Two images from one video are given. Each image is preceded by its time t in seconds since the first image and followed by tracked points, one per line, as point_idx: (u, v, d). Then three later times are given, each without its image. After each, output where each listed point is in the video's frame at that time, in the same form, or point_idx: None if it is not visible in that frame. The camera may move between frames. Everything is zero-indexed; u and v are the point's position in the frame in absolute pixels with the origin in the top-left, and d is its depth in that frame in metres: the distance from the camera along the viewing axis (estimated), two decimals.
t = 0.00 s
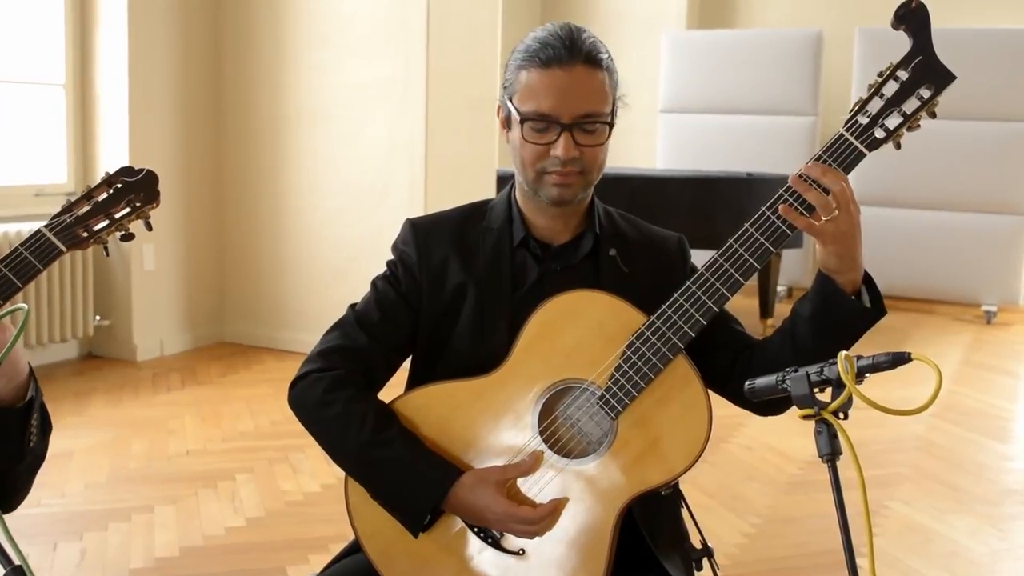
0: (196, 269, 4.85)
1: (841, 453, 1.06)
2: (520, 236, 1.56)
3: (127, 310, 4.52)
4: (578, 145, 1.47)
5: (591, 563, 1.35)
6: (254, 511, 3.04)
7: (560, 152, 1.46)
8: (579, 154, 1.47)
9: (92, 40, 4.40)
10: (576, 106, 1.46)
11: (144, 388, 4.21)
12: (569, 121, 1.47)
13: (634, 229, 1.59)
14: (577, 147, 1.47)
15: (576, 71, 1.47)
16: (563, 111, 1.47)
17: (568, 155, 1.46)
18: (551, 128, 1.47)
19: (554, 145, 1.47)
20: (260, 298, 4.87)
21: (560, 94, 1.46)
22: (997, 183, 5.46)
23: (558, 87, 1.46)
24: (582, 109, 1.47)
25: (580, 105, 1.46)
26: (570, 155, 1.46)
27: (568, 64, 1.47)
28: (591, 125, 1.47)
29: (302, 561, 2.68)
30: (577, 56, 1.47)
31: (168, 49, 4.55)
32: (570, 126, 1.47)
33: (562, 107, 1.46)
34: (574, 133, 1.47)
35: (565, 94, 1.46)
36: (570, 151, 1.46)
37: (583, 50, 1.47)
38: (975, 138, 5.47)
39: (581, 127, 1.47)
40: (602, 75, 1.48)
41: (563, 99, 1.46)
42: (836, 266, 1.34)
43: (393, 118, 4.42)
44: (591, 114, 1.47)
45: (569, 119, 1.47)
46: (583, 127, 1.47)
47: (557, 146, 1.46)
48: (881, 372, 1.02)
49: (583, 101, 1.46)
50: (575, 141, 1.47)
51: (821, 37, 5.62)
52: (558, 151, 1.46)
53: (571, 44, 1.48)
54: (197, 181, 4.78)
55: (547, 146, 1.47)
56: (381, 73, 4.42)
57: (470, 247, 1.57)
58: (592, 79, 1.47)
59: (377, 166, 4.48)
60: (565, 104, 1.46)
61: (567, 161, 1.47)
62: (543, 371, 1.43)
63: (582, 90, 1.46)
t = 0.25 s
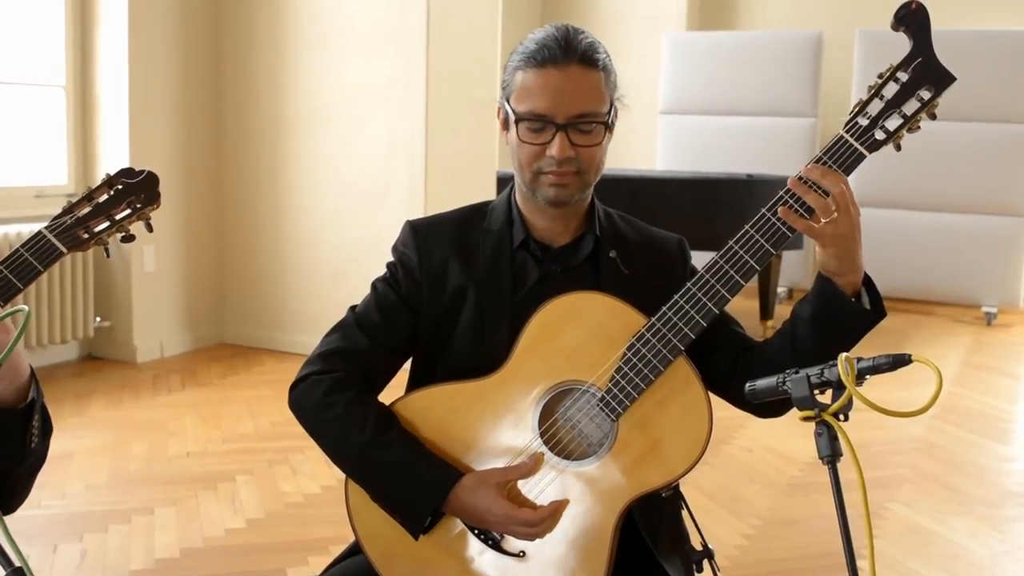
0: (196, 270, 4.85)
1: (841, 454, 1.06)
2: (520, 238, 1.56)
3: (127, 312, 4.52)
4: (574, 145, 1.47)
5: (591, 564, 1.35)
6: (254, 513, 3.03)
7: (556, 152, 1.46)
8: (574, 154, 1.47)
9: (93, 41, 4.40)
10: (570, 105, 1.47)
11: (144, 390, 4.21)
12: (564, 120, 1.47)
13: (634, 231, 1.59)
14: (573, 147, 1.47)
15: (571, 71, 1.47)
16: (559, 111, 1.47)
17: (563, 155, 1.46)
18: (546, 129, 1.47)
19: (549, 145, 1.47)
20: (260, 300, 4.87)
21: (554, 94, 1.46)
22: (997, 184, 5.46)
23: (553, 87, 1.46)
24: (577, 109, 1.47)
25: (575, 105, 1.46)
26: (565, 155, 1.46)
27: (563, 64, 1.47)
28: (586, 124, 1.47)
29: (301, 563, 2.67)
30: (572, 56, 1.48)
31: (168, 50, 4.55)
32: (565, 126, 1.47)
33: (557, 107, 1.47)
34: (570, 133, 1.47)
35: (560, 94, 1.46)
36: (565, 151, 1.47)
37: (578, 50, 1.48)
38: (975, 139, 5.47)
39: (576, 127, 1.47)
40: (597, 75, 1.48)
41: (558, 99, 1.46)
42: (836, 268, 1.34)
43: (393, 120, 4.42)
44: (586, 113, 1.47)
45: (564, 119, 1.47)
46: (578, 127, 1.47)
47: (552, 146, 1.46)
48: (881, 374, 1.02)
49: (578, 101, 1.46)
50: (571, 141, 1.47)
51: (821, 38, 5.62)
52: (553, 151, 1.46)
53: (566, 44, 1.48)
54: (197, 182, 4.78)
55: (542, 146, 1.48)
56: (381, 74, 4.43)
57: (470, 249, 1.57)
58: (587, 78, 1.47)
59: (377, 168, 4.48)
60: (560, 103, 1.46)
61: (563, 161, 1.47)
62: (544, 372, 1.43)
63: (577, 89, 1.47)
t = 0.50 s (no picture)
0: (198, 272, 4.85)
1: (843, 456, 1.06)
2: (522, 239, 1.56)
3: (128, 314, 4.52)
4: (551, 139, 1.48)
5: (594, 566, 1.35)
6: (255, 515, 3.03)
7: (531, 145, 1.48)
8: (552, 148, 1.48)
9: (95, 44, 4.40)
10: (548, 99, 1.48)
11: (146, 392, 4.21)
12: (543, 114, 1.48)
13: (636, 233, 1.59)
14: (549, 140, 1.48)
15: (551, 65, 1.49)
16: (537, 105, 1.48)
17: (539, 149, 1.48)
18: (525, 123, 1.49)
19: (527, 138, 1.49)
20: (261, 302, 4.87)
21: (533, 88, 1.48)
22: (998, 186, 5.46)
23: (531, 81, 1.48)
24: (555, 103, 1.48)
25: (552, 99, 1.48)
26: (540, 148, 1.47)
27: (545, 59, 1.49)
28: (565, 118, 1.48)
29: (303, 565, 2.68)
30: (554, 52, 1.49)
31: (170, 53, 4.56)
32: (542, 120, 1.48)
33: (535, 100, 1.48)
34: (548, 127, 1.48)
35: (537, 87, 1.48)
36: (542, 144, 1.48)
37: (563, 45, 1.49)
38: (976, 141, 5.47)
39: (554, 121, 1.48)
40: (580, 71, 1.49)
41: (536, 92, 1.48)
42: (837, 270, 1.34)
43: (395, 122, 4.42)
44: (565, 108, 1.49)
45: (542, 113, 1.48)
46: (557, 121, 1.49)
47: (529, 139, 1.48)
48: (883, 376, 1.01)
49: (555, 95, 1.48)
50: (547, 135, 1.48)
51: (822, 40, 5.62)
52: (529, 144, 1.48)
53: (550, 40, 1.50)
54: (198, 184, 4.78)
55: (522, 140, 1.49)
56: (382, 76, 4.43)
57: (471, 251, 1.57)
58: (568, 73, 1.49)
59: (378, 169, 4.48)
60: (537, 97, 1.48)
61: (539, 154, 1.48)
62: (545, 374, 1.43)
63: (555, 83, 1.48)
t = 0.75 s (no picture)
0: (198, 275, 4.85)
1: (843, 459, 1.06)
2: (521, 242, 1.56)
3: (128, 316, 4.52)
4: (531, 132, 1.49)
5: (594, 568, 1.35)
6: (255, 518, 3.03)
7: (511, 138, 1.49)
8: (533, 142, 1.48)
9: (95, 47, 4.41)
10: (530, 94, 1.49)
11: (146, 394, 4.21)
12: (525, 108, 1.50)
13: (636, 235, 1.59)
14: (530, 133, 1.49)
15: (535, 61, 1.50)
16: (520, 99, 1.50)
17: (520, 142, 1.48)
18: (510, 118, 1.50)
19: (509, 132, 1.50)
20: (261, 305, 4.87)
21: (516, 83, 1.50)
22: (998, 188, 5.46)
23: (516, 77, 1.50)
24: (537, 98, 1.49)
25: (534, 94, 1.49)
26: (520, 140, 1.48)
27: (531, 56, 1.51)
28: (547, 113, 1.49)
29: (303, 567, 2.67)
30: (541, 49, 1.51)
31: (170, 55, 4.56)
32: (524, 114, 1.49)
33: (517, 94, 1.50)
34: (529, 121, 1.49)
35: (520, 82, 1.50)
36: (523, 138, 1.49)
37: (549, 43, 1.51)
38: (975, 144, 5.47)
39: (536, 115, 1.49)
40: (565, 68, 1.50)
41: (518, 87, 1.50)
42: (836, 273, 1.34)
43: (395, 124, 4.42)
44: (548, 102, 1.49)
45: (525, 108, 1.49)
46: (540, 116, 1.49)
47: (511, 133, 1.49)
48: (883, 379, 1.01)
49: (537, 89, 1.49)
50: (529, 129, 1.49)
51: (822, 42, 5.62)
52: (510, 137, 1.49)
53: (539, 39, 1.52)
54: (198, 186, 4.78)
55: (505, 135, 1.50)
56: (382, 78, 4.43)
57: (471, 253, 1.57)
58: (551, 69, 1.50)
59: (378, 172, 4.48)
60: (520, 92, 1.50)
61: (520, 148, 1.49)
62: (545, 375, 1.43)
63: (537, 78, 1.49)
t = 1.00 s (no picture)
0: (199, 275, 4.85)
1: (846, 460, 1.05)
2: (522, 242, 1.56)
3: (130, 317, 4.52)
4: (528, 104, 1.50)
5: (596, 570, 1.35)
6: (256, 518, 3.03)
7: (508, 109, 1.51)
8: (530, 115, 1.50)
9: (97, 48, 4.41)
10: (532, 70, 1.52)
11: (147, 395, 4.21)
12: (525, 84, 1.52)
13: (637, 234, 1.59)
14: (527, 105, 1.50)
15: (540, 42, 1.54)
16: (521, 75, 1.53)
17: (517, 113, 1.50)
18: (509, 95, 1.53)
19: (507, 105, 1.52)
20: (263, 305, 4.87)
21: (519, 62, 1.53)
22: (999, 190, 5.46)
23: (520, 55, 1.54)
24: (538, 74, 1.52)
25: (536, 69, 1.52)
26: (516, 110, 1.50)
27: (536, 40, 1.55)
28: (545, 89, 1.51)
29: (304, 568, 2.68)
30: (547, 34, 1.55)
31: (171, 56, 4.56)
32: (524, 89, 1.51)
33: (519, 71, 1.53)
34: (527, 95, 1.51)
35: (523, 58, 1.53)
36: (520, 110, 1.50)
37: (555, 30, 1.55)
38: (977, 145, 5.47)
39: (535, 90, 1.51)
40: (568, 51, 1.54)
41: (521, 64, 1.53)
42: (839, 274, 1.34)
43: (396, 125, 4.42)
44: (547, 79, 1.52)
45: (524, 82, 1.52)
46: (539, 92, 1.52)
47: (509, 105, 1.51)
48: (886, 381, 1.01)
49: (538, 66, 1.52)
50: (527, 102, 1.50)
51: (824, 44, 5.62)
52: (507, 109, 1.51)
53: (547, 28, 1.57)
54: (200, 187, 4.78)
55: (503, 111, 1.52)
56: (384, 79, 4.43)
57: (471, 256, 1.57)
58: (554, 51, 1.53)
59: (380, 173, 4.48)
60: (522, 69, 1.53)
61: (517, 119, 1.50)
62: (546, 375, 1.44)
63: (539, 55, 1.53)
